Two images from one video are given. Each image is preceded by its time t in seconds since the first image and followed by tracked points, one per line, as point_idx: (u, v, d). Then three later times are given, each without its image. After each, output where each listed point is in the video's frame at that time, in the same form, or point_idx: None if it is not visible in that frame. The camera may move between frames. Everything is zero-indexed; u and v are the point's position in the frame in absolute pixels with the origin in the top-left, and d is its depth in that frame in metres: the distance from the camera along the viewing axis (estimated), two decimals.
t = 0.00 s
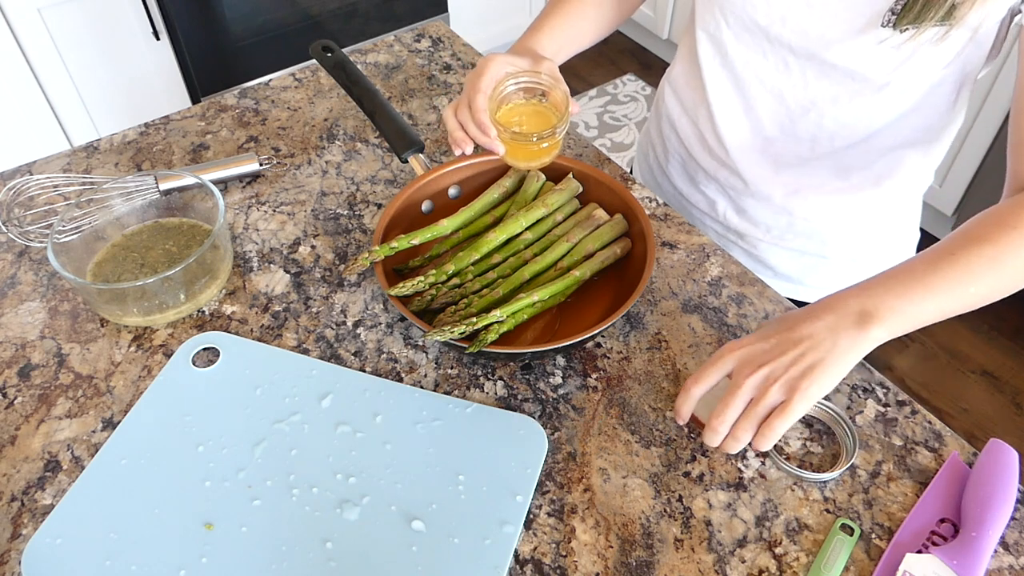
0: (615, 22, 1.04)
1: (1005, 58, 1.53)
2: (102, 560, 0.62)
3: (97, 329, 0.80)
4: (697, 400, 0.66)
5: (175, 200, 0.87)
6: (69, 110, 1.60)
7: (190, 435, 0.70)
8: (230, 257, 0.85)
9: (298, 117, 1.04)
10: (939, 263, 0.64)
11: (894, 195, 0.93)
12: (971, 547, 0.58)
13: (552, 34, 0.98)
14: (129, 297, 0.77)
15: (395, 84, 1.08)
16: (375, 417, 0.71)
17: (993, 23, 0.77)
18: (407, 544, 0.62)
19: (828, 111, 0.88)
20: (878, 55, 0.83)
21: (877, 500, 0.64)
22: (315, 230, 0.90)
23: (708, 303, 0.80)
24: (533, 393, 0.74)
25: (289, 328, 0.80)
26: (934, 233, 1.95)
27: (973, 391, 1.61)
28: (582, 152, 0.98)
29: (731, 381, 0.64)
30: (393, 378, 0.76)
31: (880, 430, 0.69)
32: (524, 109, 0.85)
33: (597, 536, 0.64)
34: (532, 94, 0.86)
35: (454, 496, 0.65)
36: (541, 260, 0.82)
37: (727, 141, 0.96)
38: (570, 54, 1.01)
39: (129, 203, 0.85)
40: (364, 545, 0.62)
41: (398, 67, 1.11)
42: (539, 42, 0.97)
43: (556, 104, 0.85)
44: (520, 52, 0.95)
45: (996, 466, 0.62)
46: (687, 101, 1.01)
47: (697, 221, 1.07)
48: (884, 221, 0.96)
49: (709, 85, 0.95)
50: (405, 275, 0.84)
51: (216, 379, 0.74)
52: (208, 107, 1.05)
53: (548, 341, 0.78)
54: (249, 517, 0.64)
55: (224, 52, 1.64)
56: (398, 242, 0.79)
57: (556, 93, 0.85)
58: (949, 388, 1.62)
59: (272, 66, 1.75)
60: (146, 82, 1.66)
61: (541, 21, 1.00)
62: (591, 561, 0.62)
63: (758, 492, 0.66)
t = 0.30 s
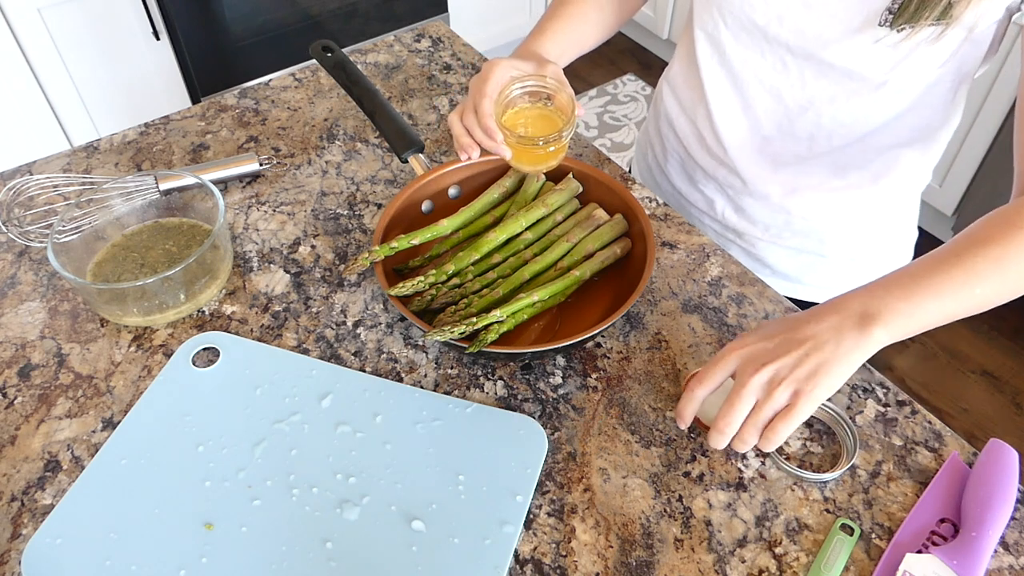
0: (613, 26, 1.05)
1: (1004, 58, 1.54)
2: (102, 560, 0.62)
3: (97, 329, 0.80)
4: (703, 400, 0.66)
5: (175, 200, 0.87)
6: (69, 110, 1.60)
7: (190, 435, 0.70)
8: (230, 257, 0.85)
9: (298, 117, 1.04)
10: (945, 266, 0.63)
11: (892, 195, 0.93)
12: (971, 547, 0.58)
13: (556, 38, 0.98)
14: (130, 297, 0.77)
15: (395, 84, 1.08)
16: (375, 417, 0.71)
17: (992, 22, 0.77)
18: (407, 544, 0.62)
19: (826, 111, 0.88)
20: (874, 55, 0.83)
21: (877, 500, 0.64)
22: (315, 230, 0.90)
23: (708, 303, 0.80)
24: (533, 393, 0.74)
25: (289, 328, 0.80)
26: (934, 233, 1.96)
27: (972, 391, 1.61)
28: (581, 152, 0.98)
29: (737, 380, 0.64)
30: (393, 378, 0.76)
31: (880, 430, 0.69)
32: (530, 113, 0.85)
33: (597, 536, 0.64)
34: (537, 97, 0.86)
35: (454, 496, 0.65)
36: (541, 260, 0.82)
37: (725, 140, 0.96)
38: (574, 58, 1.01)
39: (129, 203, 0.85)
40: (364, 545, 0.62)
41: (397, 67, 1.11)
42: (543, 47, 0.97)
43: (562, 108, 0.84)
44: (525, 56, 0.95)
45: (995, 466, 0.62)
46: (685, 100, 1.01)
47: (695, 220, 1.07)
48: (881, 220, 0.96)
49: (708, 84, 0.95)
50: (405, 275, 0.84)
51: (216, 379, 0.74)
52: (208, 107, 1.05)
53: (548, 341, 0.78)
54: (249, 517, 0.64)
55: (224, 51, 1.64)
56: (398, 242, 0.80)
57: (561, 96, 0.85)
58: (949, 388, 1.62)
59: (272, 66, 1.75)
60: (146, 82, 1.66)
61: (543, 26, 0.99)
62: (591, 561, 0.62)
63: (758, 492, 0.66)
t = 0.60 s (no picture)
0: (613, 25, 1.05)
1: (1005, 60, 1.54)
2: (103, 560, 0.62)
3: (97, 329, 0.80)
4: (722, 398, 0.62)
5: (175, 200, 0.87)
6: (69, 110, 1.60)
7: (190, 435, 0.70)
8: (230, 257, 0.85)
9: (298, 117, 1.04)
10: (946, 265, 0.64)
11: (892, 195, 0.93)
12: (972, 547, 0.58)
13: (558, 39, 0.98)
14: (130, 298, 0.77)
15: (395, 84, 1.08)
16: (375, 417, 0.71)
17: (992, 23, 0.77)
18: (407, 544, 0.62)
19: (825, 112, 0.88)
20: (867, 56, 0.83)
21: (877, 500, 0.64)
22: (315, 230, 0.90)
23: (708, 303, 0.80)
24: (533, 394, 0.74)
25: (289, 328, 0.80)
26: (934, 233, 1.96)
27: (972, 391, 1.61)
28: (581, 152, 0.98)
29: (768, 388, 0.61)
30: (393, 378, 0.76)
31: (880, 430, 0.69)
32: (532, 114, 0.85)
33: (597, 536, 0.64)
34: (539, 98, 0.86)
35: (455, 496, 0.65)
36: (541, 260, 0.82)
37: (724, 141, 0.96)
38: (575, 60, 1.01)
39: (129, 203, 0.85)
40: (364, 545, 0.62)
41: (397, 67, 1.11)
42: (546, 48, 0.97)
43: (564, 107, 0.84)
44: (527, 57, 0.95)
45: (995, 466, 0.62)
46: (685, 99, 1.01)
47: (695, 220, 1.08)
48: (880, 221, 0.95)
49: (707, 84, 0.95)
50: (405, 275, 0.84)
51: (216, 379, 0.74)
52: (208, 107, 1.05)
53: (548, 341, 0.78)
54: (250, 517, 0.64)
55: (224, 51, 1.64)
56: (398, 242, 0.80)
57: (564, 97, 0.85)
58: (949, 387, 1.62)
59: (272, 66, 1.75)
60: (146, 82, 1.66)
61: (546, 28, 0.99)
62: (591, 561, 0.62)
63: (758, 492, 0.66)
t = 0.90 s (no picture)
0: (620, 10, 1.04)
1: (1005, 58, 1.57)
2: (103, 560, 0.62)
3: (97, 328, 0.80)
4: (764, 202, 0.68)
5: (175, 200, 0.87)
6: (69, 110, 1.60)
7: (190, 435, 0.70)
8: (230, 257, 0.85)
9: (298, 117, 1.04)
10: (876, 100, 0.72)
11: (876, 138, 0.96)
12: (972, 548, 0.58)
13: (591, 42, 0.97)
14: (130, 297, 0.77)
15: (395, 84, 1.08)
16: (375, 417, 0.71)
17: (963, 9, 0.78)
18: (407, 544, 0.62)
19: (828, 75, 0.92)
20: None
21: (877, 500, 0.64)
22: (315, 230, 0.90)
23: (708, 303, 0.80)
24: (533, 393, 0.74)
25: (289, 328, 0.80)
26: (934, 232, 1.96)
27: (972, 390, 1.61)
28: (582, 151, 0.97)
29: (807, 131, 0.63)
30: (393, 378, 0.76)
31: (880, 430, 0.69)
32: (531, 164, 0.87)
33: (597, 536, 0.64)
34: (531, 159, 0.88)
35: (454, 496, 0.65)
36: (541, 260, 0.82)
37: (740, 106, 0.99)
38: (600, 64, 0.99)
39: (129, 202, 0.85)
40: (364, 545, 0.62)
41: (398, 67, 1.11)
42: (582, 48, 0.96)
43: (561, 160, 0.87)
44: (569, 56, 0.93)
45: (996, 467, 0.62)
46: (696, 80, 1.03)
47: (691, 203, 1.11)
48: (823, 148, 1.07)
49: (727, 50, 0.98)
50: (405, 275, 0.84)
51: (216, 379, 0.74)
52: (208, 107, 1.05)
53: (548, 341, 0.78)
54: (250, 517, 0.64)
55: (224, 51, 1.64)
56: (398, 241, 0.79)
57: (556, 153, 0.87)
58: (949, 387, 1.62)
59: (272, 65, 1.75)
60: (147, 82, 1.66)
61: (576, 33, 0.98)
62: (591, 561, 0.62)
63: (758, 492, 0.66)
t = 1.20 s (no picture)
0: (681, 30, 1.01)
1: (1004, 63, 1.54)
2: (103, 560, 0.62)
3: (97, 328, 0.80)
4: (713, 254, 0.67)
5: (175, 200, 0.87)
6: (69, 110, 1.60)
7: (190, 435, 0.70)
8: (230, 257, 0.85)
9: (298, 117, 1.04)
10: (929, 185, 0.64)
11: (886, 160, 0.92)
12: (972, 548, 0.58)
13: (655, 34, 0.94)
14: (130, 297, 0.77)
15: (395, 84, 1.08)
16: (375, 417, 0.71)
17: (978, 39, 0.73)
18: (408, 544, 0.62)
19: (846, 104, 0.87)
20: (879, 43, 0.81)
21: (877, 500, 0.64)
22: (315, 230, 0.90)
23: (708, 303, 0.80)
24: (533, 393, 0.74)
25: (289, 328, 0.80)
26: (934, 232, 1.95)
27: (973, 390, 1.61)
28: (581, 152, 0.97)
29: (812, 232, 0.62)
30: (393, 378, 0.76)
31: (880, 430, 0.69)
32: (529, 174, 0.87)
33: (597, 536, 0.64)
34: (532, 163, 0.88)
35: (455, 496, 0.65)
36: (541, 260, 0.82)
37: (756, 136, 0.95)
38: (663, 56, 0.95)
39: (129, 203, 0.85)
40: (364, 545, 0.62)
41: (397, 67, 1.11)
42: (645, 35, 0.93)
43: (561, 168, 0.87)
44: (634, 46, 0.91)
45: (996, 467, 0.62)
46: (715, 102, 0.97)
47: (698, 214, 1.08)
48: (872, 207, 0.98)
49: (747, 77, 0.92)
50: (406, 275, 0.84)
51: (216, 380, 0.74)
52: (208, 107, 1.05)
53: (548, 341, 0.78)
54: (250, 517, 0.64)
55: (224, 51, 1.64)
56: (398, 242, 0.80)
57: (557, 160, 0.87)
58: (949, 387, 1.62)
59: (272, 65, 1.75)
60: (147, 82, 1.66)
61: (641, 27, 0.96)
62: (591, 561, 0.62)
63: (758, 492, 0.66)
